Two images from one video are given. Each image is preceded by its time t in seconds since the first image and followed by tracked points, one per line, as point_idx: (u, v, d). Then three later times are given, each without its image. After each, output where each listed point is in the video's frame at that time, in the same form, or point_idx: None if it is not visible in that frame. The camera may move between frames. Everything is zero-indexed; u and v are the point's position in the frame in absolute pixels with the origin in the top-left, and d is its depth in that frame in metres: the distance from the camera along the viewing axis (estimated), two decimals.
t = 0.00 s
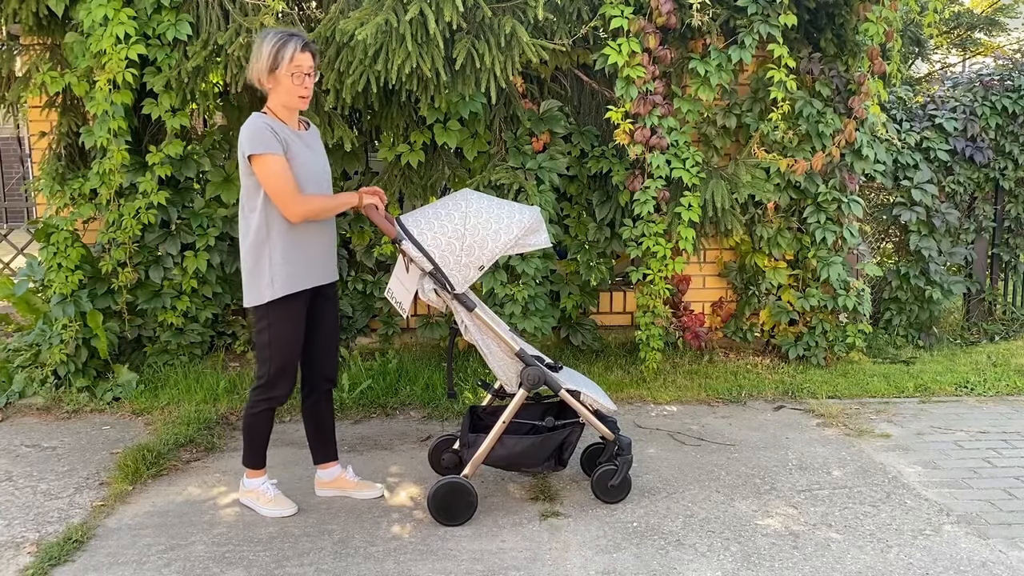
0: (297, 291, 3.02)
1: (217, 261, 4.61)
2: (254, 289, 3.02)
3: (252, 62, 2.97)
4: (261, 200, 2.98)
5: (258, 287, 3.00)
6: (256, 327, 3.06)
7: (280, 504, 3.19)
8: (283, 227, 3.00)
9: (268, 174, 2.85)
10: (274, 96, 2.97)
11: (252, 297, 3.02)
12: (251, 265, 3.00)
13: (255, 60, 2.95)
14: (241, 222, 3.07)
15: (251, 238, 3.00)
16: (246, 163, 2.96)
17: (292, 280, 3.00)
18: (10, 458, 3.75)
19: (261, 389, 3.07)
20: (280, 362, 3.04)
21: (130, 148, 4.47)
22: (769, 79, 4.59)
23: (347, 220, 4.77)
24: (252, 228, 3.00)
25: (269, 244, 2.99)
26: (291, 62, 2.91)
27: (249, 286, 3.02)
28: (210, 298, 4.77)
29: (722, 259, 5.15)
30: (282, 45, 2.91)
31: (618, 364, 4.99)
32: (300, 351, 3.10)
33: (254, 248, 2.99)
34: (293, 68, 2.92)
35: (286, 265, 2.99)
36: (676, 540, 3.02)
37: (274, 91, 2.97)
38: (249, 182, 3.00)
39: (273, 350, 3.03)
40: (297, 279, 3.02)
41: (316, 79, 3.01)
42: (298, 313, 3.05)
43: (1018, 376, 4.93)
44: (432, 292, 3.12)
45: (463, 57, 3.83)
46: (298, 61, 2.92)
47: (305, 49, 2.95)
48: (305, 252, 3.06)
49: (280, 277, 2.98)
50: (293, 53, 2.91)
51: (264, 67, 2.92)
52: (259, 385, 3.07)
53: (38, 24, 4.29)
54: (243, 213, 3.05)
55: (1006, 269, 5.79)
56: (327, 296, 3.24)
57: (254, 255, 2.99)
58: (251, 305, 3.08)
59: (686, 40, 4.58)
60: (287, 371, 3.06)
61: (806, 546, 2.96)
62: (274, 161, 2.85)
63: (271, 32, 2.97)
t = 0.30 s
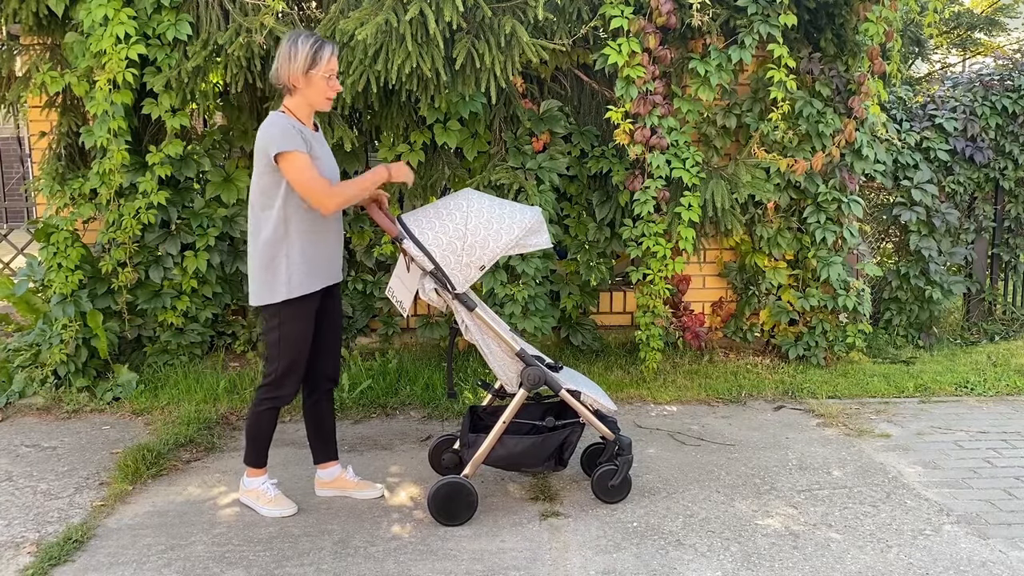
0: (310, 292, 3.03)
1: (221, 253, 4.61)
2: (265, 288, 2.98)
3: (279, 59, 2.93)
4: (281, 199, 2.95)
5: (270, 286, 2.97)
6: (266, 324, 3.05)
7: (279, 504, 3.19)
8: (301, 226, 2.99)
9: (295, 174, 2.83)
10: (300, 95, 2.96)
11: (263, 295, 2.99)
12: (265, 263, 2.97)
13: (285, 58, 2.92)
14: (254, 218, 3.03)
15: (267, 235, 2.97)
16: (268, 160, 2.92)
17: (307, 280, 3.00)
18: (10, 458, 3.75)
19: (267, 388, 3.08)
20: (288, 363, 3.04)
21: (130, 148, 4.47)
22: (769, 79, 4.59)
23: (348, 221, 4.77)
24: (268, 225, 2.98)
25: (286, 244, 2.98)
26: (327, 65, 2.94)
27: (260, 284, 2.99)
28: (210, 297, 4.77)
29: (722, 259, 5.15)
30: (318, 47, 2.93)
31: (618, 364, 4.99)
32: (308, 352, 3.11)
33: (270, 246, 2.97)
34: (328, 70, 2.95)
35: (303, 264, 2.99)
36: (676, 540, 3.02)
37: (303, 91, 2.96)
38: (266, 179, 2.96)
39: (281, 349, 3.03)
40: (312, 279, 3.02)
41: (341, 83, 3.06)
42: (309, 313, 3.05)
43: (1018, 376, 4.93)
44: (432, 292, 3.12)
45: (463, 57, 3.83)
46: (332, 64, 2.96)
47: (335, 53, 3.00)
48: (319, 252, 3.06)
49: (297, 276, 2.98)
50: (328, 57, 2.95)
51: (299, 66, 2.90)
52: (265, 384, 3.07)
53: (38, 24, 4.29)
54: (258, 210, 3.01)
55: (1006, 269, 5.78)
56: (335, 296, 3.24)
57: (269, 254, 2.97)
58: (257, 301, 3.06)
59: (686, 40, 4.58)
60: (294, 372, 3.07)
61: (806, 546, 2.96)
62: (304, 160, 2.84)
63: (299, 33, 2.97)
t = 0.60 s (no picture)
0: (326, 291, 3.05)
1: (226, 245, 4.61)
2: (290, 283, 2.98)
3: (303, 64, 2.95)
4: (321, 195, 2.96)
5: (296, 282, 2.98)
6: (275, 322, 3.05)
7: (279, 504, 3.19)
8: (336, 225, 3.02)
9: (369, 156, 2.85)
10: (328, 97, 2.98)
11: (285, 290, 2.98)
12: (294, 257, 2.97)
13: (308, 62, 2.93)
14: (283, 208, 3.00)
15: (300, 229, 2.97)
16: (314, 155, 2.90)
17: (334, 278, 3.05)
18: (10, 458, 3.75)
19: (273, 385, 3.08)
20: (297, 361, 3.05)
21: (130, 147, 4.47)
22: (769, 79, 4.59)
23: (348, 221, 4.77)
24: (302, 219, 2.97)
25: (320, 240, 2.99)
26: (349, 64, 2.95)
27: (284, 279, 2.97)
28: (210, 297, 4.77)
29: (722, 259, 5.15)
30: (339, 48, 2.94)
31: (618, 363, 4.99)
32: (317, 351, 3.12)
33: (302, 241, 2.98)
34: (351, 69, 2.96)
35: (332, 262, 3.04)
36: (676, 539, 3.02)
37: (330, 92, 2.97)
38: (304, 173, 2.93)
39: (290, 347, 3.04)
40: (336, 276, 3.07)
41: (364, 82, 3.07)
42: (319, 312, 3.05)
43: (1018, 376, 4.93)
44: (432, 292, 3.12)
45: (462, 57, 3.83)
46: (354, 63, 2.97)
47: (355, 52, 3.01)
48: (345, 252, 3.11)
49: (326, 274, 3.02)
50: (350, 56, 2.96)
51: (323, 69, 2.92)
52: (272, 381, 3.07)
53: (38, 24, 4.29)
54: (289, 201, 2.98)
55: (1006, 269, 5.78)
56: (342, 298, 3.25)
57: (301, 248, 2.98)
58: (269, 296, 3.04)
59: (686, 40, 4.58)
60: (302, 371, 3.08)
61: (806, 546, 2.96)
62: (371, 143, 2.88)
63: (319, 37, 2.98)
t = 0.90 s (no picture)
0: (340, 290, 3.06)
1: (230, 242, 4.59)
2: (307, 278, 2.98)
3: (335, 70, 2.97)
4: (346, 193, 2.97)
5: (313, 278, 2.98)
6: (286, 320, 3.05)
7: (280, 504, 3.18)
8: (355, 225, 3.02)
9: (402, 160, 2.90)
10: (360, 103, 3.00)
11: (299, 286, 2.99)
12: (312, 253, 2.98)
13: (341, 68, 2.95)
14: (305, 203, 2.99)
15: (319, 227, 2.97)
16: (342, 154, 2.91)
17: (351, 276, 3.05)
18: (10, 458, 3.75)
19: (281, 383, 3.07)
20: (306, 360, 3.05)
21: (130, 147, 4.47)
22: (769, 79, 4.59)
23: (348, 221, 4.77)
24: (324, 216, 2.97)
25: (340, 238, 3.00)
26: (381, 71, 2.97)
27: (301, 274, 2.98)
28: (210, 297, 4.77)
29: (722, 259, 5.15)
30: (373, 55, 2.96)
31: (618, 363, 4.99)
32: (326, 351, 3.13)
33: (320, 238, 2.98)
34: (383, 77, 2.98)
35: (350, 260, 3.04)
36: (676, 540, 3.02)
37: (362, 98, 3.00)
38: (330, 170, 2.94)
39: (300, 345, 3.04)
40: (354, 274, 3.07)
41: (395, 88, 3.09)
42: (330, 311, 3.06)
43: (1018, 376, 4.93)
44: (432, 292, 3.12)
45: (462, 57, 3.83)
46: (387, 70, 2.99)
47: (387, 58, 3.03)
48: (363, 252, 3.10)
49: (343, 272, 3.02)
50: (382, 63, 2.98)
51: (356, 75, 2.94)
52: (281, 379, 3.07)
53: (38, 24, 4.29)
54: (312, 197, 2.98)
55: (1006, 269, 5.78)
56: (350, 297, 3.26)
57: (320, 245, 2.98)
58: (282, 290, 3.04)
59: (686, 40, 4.58)
60: (310, 370, 3.08)
61: (806, 546, 2.96)
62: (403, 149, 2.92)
63: (352, 43, 3.00)
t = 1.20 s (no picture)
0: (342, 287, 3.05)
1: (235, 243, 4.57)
2: (307, 277, 2.97)
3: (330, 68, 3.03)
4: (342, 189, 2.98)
5: (314, 276, 2.97)
6: (289, 319, 3.06)
7: (279, 504, 3.18)
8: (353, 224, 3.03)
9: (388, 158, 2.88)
10: (349, 100, 3.01)
11: (300, 283, 2.98)
12: (312, 251, 2.98)
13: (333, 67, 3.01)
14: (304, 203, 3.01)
15: (316, 228, 2.98)
16: (334, 150, 2.93)
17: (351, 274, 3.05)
18: (10, 458, 3.75)
19: (283, 382, 3.08)
20: (307, 359, 3.05)
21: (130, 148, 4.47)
22: (769, 79, 4.60)
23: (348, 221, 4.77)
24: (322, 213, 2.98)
25: (339, 234, 3.00)
26: (363, 66, 2.95)
27: (302, 273, 2.97)
28: (210, 297, 4.77)
29: (722, 259, 5.15)
30: (355, 52, 2.96)
31: (618, 363, 4.99)
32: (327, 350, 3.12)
33: (318, 238, 2.98)
34: (364, 72, 2.95)
35: (349, 259, 3.03)
36: (676, 539, 3.02)
37: (348, 95, 3.01)
38: (324, 168, 2.96)
39: (301, 344, 3.04)
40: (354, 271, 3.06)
41: (389, 84, 3.03)
42: (331, 310, 3.05)
43: (1018, 376, 4.93)
44: (432, 293, 3.11)
45: (462, 57, 3.83)
46: (370, 65, 2.95)
47: (376, 54, 2.99)
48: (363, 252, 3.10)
49: (343, 270, 3.01)
50: (364, 58, 2.95)
51: (339, 72, 2.98)
52: (283, 378, 3.07)
53: (38, 24, 4.29)
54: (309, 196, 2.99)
55: (1006, 269, 5.78)
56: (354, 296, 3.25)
57: (320, 242, 2.98)
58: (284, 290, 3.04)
59: (686, 41, 4.59)
60: (312, 369, 3.08)
61: (806, 546, 2.96)
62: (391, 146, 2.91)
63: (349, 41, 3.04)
